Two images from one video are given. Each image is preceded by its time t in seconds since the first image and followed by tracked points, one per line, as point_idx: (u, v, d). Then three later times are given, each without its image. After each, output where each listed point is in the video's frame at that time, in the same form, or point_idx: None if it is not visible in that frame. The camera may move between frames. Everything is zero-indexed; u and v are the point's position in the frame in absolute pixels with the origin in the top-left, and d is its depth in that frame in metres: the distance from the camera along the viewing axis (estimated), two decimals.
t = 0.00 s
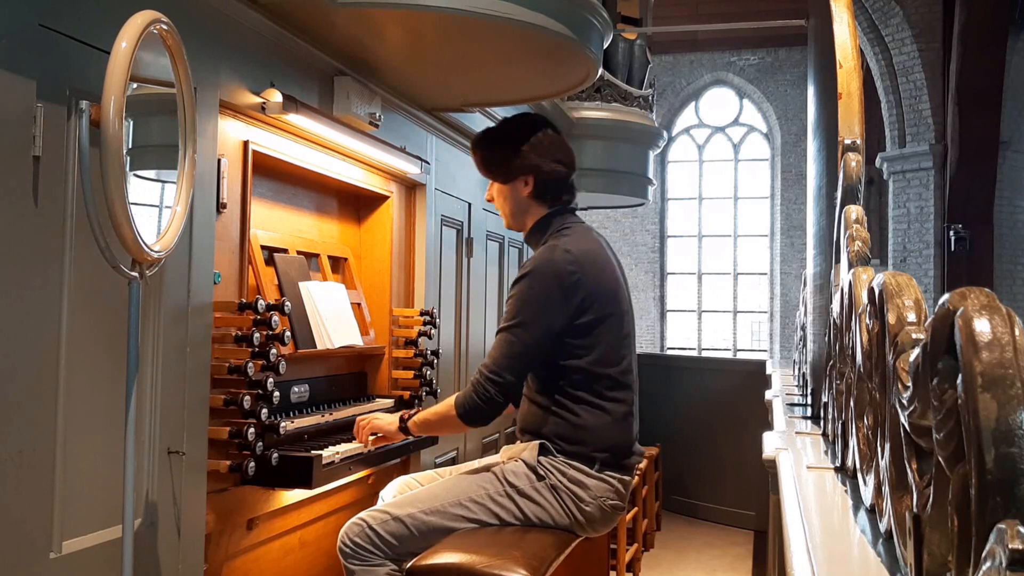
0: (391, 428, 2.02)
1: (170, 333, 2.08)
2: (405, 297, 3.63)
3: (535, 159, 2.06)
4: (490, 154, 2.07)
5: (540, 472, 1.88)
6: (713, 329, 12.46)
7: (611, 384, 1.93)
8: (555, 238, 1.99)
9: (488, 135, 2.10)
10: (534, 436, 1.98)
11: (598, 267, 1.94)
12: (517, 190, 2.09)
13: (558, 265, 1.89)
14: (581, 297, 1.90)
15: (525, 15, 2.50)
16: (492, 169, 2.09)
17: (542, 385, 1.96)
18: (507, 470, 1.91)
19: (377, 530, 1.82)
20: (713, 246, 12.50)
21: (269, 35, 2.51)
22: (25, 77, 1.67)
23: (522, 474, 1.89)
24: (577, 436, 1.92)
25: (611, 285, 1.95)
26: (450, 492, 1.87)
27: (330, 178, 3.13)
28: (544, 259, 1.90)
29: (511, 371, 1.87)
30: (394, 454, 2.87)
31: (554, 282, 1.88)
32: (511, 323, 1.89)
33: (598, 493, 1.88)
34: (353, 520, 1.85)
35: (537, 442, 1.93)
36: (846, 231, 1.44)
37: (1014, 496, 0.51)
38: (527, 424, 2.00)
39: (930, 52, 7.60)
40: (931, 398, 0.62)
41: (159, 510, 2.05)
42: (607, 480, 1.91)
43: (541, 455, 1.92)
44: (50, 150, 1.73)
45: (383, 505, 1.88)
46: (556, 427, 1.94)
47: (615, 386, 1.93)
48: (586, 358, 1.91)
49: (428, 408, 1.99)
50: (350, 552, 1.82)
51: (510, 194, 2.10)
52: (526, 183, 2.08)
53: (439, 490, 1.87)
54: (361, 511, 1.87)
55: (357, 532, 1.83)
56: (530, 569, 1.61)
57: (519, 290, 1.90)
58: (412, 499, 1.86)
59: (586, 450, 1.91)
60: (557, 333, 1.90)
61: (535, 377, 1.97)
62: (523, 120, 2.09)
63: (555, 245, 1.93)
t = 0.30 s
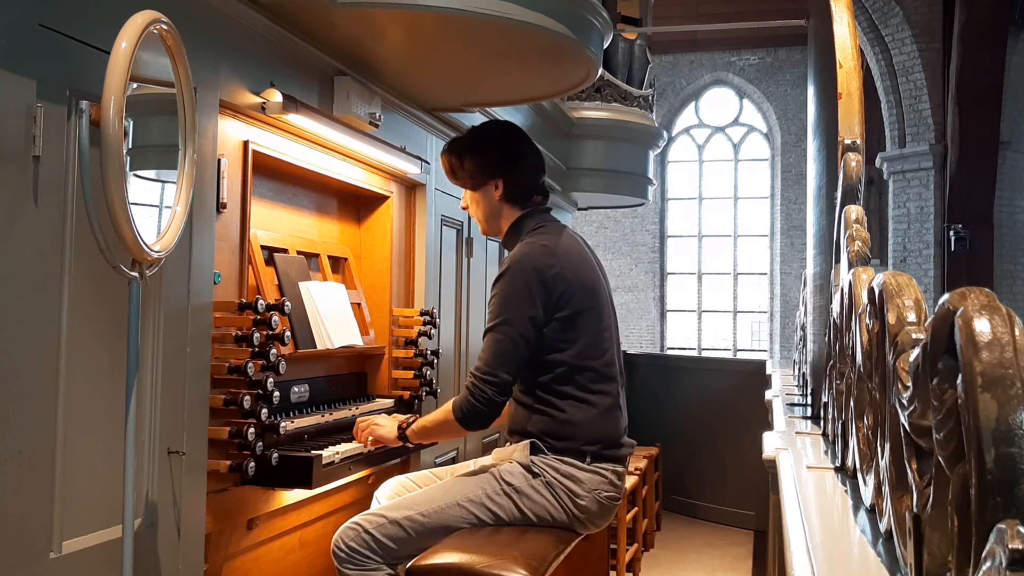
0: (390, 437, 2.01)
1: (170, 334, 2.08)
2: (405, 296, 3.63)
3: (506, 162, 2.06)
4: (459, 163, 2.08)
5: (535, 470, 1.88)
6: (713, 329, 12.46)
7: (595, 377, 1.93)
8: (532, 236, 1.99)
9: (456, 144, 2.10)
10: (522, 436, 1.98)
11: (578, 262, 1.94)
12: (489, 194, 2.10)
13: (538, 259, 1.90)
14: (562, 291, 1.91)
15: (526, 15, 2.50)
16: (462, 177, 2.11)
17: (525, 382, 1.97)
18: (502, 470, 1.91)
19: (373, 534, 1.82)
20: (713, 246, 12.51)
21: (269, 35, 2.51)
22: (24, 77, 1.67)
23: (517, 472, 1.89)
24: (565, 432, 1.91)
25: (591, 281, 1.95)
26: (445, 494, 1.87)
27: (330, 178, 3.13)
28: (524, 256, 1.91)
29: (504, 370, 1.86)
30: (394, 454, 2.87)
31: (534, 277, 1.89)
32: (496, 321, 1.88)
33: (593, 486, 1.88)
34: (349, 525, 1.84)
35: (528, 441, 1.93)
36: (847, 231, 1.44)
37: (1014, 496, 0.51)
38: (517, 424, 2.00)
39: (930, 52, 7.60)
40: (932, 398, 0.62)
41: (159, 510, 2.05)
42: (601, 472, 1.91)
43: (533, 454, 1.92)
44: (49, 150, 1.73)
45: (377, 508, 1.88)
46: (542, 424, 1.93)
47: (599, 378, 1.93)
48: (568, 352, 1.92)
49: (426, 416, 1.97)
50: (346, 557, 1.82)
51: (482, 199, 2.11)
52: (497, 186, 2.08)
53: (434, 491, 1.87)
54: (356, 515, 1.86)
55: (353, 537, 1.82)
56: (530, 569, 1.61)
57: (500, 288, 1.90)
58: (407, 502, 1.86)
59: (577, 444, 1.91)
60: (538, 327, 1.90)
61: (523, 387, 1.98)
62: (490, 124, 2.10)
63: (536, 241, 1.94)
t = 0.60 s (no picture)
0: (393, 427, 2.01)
1: (170, 333, 2.09)
2: (405, 296, 3.63)
3: (525, 154, 2.07)
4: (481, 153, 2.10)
5: (533, 471, 1.88)
6: (713, 329, 12.46)
7: (599, 378, 1.92)
8: (548, 231, 1.99)
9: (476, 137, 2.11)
10: (524, 434, 1.97)
11: (589, 262, 1.94)
12: (507, 187, 2.10)
13: (548, 257, 1.90)
14: (570, 290, 1.90)
15: (526, 15, 2.50)
16: (480, 170, 2.11)
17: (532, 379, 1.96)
18: (501, 469, 1.90)
19: (372, 535, 1.82)
20: (713, 246, 12.51)
21: (269, 35, 2.51)
22: (25, 77, 1.67)
23: (516, 473, 1.88)
24: (566, 432, 1.91)
25: (601, 281, 1.94)
26: (445, 494, 1.87)
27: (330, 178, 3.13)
28: (534, 251, 1.91)
29: (510, 365, 1.87)
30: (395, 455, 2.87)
31: (543, 275, 1.89)
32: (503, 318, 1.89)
33: (591, 489, 1.88)
34: (348, 525, 1.84)
35: (527, 442, 1.93)
36: (847, 231, 1.44)
37: (1014, 496, 0.51)
38: (519, 423, 1.99)
39: (930, 52, 7.60)
40: (932, 398, 0.62)
41: (159, 510, 2.05)
42: (599, 475, 1.91)
43: (532, 455, 1.92)
44: (49, 150, 1.73)
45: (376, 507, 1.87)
46: (543, 422, 1.93)
47: (603, 379, 1.93)
48: (574, 351, 1.91)
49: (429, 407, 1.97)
50: (344, 558, 1.81)
51: (500, 191, 2.11)
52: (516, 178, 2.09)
53: (433, 492, 1.87)
54: (354, 515, 1.85)
55: (352, 537, 1.82)
56: (529, 568, 1.61)
57: (511, 283, 1.91)
58: (406, 502, 1.85)
59: (575, 446, 1.91)
60: (546, 324, 1.90)
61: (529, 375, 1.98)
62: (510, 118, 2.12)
63: (548, 238, 1.94)
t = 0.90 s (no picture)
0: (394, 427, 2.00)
1: (170, 333, 2.08)
2: (405, 297, 3.63)
3: (559, 152, 2.07)
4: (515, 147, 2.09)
5: (548, 473, 1.87)
6: (713, 329, 12.46)
7: (614, 384, 1.92)
8: (575, 234, 2.00)
9: (511, 132, 2.11)
10: (534, 433, 1.98)
11: (615, 267, 1.94)
12: (539, 184, 2.10)
13: (576, 260, 1.90)
14: (595, 293, 1.91)
15: (526, 15, 2.50)
16: (513, 165, 2.11)
17: (548, 378, 1.96)
18: (514, 469, 1.88)
19: (380, 529, 1.81)
20: (713, 245, 12.51)
21: (269, 35, 2.51)
22: (25, 77, 1.67)
23: (530, 474, 1.87)
24: (580, 436, 1.91)
25: (626, 285, 1.95)
26: (457, 492, 1.85)
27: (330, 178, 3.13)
28: (563, 251, 1.91)
29: (520, 361, 1.88)
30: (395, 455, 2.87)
31: (568, 276, 1.89)
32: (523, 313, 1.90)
33: (601, 494, 1.90)
34: (356, 515, 1.82)
35: (541, 442, 1.92)
36: (847, 231, 1.44)
37: (1015, 497, 0.51)
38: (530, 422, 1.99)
39: (930, 52, 7.59)
40: (932, 398, 0.62)
41: (159, 509, 2.05)
42: (609, 481, 1.93)
43: (546, 456, 1.91)
44: (49, 149, 1.73)
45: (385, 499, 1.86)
46: (556, 421, 1.94)
47: (619, 386, 1.93)
48: (594, 354, 1.92)
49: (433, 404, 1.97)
50: (350, 548, 1.81)
51: (531, 189, 2.11)
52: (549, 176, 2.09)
53: (447, 490, 1.85)
54: (364, 504, 1.84)
55: (360, 529, 1.81)
56: (529, 568, 1.61)
57: (536, 278, 1.91)
58: (418, 498, 1.83)
59: (587, 450, 1.91)
60: (569, 325, 1.91)
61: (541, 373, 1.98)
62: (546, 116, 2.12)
63: (575, 240, 1.95)
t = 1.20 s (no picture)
0: (390, 432, 2.03)
1: (170, 334, 2.09)
2: (405, 296, 3.63)
3: (578, 149, 2.07)
4: (537, 143, 2.09)
5: (547, 474, 1.87)
6: (713, 329, 12.46)
7: (617, 386, 1.93)
8: (587, 234, 2.01)
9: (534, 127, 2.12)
10: (537, 433, 1.98)
11: (623, 269, 1.94)
12: (556, 181, 2.10)
13: (583, 260, 1.90)
14: (601, 295, 1.91)
15: (526, 15, 2.50)
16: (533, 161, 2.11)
17: (552, 378, 1.97)
18: (513, 470, 1.89)
19: (379, 529, 1.81)
20: (713, 245, 12.51)
21: (269, 35, 2.51)
22: (24, 77, 1.67)
23: (528, 474, 1.87)
24: (583, 438, 1.91)
25: (632, 288, 1.95)
26: (456, 493, 1.85)
27: (330, 178, 3.13)
28: (572, 251, 1.91)
29: (518, 355, 1.87)
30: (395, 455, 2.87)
31: (575, 276, 1.89)
32: (527, 308, 1.90)
33: (601, 497, 1.89)
34: (354, 516, 1.83)
35: (541, 443, 1.93)
36: (847, 231, 1.44)
37: (1015, 496, 0.51)
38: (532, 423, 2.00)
39: (930, 52, 7.60)
40: (932, 398, 0.62)
41: (159, 510, 2.05)
42: (611, 484, 1.92)
43: (546, 457, 1.92)
44: (49, 149, 1.73)
45: (384, 500, 1.86)
46: (559, 421, 1.95)
47: (622, 389, 1.93)
48: (598, 355, 1.92)
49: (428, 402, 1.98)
50: (350, 550, 1.81)
51: (548, 185, 2.11)
52: (567, 173, 2.09)
53: (445, 490, 1.85)
54: (362, 505, 1.84)
55: (358, 530, 1.81)
56: (529, 568, 1.61)
57: (542, 275, 1.91)
58: (417, 498, 1.84)
59: (589, 451, 1.91)
60: (575, 326, 1.91)
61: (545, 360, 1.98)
62: (569, 115, 2.13)
63: (585, 240, 1.95)
